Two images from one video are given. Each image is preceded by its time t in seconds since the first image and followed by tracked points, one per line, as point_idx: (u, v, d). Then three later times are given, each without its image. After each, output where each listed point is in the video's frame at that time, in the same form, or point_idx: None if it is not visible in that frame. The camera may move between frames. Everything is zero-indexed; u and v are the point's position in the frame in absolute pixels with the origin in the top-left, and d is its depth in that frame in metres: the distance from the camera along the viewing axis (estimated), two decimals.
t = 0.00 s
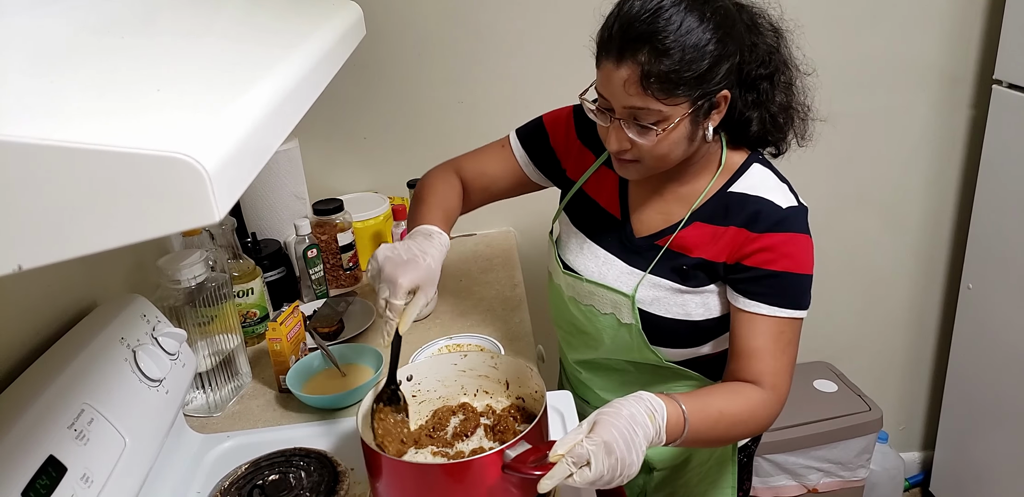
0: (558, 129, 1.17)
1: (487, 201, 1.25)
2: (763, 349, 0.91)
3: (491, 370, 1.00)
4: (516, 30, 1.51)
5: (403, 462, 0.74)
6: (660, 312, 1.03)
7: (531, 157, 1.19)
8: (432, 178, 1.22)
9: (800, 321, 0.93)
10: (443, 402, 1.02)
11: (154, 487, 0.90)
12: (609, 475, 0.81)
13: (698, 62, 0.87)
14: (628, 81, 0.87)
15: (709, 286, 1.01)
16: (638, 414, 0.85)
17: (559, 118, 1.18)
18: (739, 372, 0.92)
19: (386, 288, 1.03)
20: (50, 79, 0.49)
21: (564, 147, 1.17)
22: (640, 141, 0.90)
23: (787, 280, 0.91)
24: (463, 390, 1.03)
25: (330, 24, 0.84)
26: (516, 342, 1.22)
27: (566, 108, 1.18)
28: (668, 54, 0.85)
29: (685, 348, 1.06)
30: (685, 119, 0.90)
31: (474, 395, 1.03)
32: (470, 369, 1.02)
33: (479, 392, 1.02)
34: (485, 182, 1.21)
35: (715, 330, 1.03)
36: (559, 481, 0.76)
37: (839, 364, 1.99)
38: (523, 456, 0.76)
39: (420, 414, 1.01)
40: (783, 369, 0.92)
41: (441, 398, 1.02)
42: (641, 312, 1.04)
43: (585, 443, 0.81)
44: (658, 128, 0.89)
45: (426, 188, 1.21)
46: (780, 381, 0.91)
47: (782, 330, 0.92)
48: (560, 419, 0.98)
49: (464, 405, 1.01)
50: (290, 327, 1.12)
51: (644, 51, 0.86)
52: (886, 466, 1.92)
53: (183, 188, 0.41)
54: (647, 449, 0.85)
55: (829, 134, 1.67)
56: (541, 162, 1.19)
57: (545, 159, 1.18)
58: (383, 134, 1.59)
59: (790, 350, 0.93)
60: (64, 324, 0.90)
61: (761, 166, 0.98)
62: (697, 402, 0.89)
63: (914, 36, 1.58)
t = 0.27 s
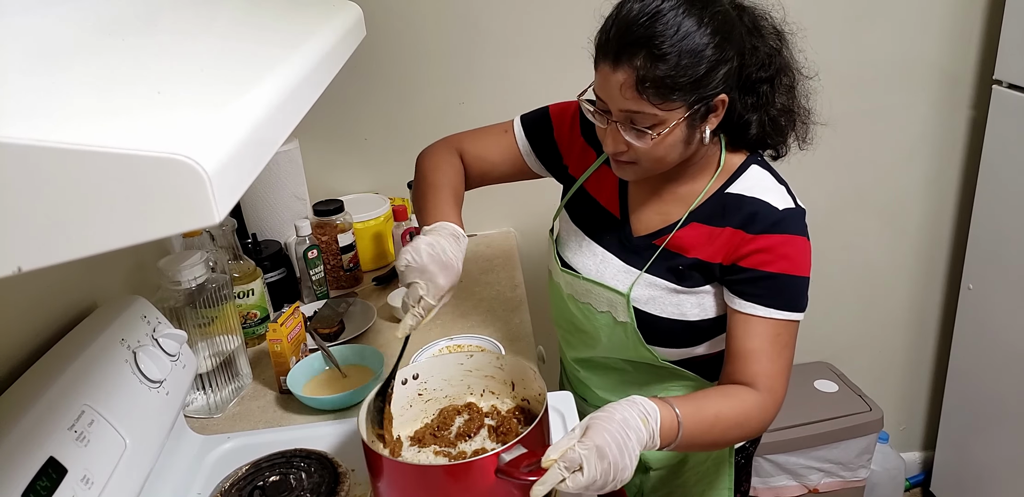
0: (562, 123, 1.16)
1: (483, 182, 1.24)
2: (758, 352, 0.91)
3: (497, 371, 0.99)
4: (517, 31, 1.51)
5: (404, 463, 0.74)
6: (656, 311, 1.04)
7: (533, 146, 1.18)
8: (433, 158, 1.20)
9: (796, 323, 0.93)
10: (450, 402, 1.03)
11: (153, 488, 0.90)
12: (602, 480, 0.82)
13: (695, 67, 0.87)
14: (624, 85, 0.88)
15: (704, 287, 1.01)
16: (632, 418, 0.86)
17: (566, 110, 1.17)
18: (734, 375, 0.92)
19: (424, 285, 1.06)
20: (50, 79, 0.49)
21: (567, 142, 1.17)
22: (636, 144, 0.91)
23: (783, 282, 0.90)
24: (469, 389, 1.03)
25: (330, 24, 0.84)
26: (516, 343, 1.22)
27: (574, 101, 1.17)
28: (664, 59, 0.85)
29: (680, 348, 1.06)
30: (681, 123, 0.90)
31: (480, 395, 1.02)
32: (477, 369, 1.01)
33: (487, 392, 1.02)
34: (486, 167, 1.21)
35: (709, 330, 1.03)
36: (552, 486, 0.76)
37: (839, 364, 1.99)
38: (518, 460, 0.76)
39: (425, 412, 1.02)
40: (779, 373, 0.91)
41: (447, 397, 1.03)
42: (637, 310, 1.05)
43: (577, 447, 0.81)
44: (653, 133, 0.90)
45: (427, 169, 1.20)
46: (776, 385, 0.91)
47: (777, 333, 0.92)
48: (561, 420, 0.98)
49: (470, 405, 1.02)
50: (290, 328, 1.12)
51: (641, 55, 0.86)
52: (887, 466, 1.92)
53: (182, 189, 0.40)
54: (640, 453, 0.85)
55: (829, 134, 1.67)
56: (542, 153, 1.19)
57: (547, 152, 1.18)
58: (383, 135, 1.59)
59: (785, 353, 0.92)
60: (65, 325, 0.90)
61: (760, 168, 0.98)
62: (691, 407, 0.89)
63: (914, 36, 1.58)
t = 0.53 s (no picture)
0: (567, 120, 1.16)
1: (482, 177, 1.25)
2: (754, 354, 0.90)
3: (502, 370, 1.00)
4: (517, 31, 1.51)
5: (405, 462, 0.75)
6: (653, 311, 1.04)
7: (537, 143, 1.18)
8: (433, 154, 1.20)
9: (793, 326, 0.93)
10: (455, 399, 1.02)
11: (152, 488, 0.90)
12: (595, 482, 0.79)
13: (697, 72, 0.86)
14: (625, 89, 0.88)
15: (701, 288, 1.01)
16: (624, 421, 0.84)
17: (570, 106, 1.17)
18: (729, 378, 0.91)
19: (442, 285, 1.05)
20: (50, 78, 0.49)
21: (571, 139, 1.17)
22: (637, 148, 0.91)
23: (780, 284, 0.90)
24: (475, 388, 1.03)
25: (331, 24, 0.84)
26: (516, 342, 1.22)
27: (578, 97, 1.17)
28: (666, 64, 0.85)
29: (674, 348, 1.06)
30: (682, 127, 0.90)
31: (485, 394, 1.03)
32: (482, 368, 1.02)
33: (491, 392, 1.03)
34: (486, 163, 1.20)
35: (705, 331, 1.03)
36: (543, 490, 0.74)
37: (839, 364, 1.99)
38: (511, 463, 0.76)
39: (430, 409, 1.02)
40: (775, 375, 0.90)
41: (453, 394, 1.02)
42: (631, 308, 1.05)
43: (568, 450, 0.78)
44: (653, 136, 0.90)
45: (429, 166, 1.19)
46: (771, 387, 0.90)
47: (775, 335, 0.91)
48: (561, 420, 0.98)
49: (474, 404, 1.02)
50: (290, 327, 1.12)
51: (642, 60, 0.86)
52: (886, 466, 1.92)
53: (182, 188, 0.40)
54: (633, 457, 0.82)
55: (830, 134, 1.67)
56: (544, 148, 1.19)
57: (549, 148, 1.19)
58: (383, 134, 1.59)
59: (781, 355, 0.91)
60: (65, 323, 0.90)
61: (760, 170, 0.98)
62: (684, 411, 0.88)
63: (914, 36, 1.58)
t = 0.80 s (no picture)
0: (562, 120, 1.16)
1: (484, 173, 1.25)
2: (751, 357, 0.90)
3: (507, 370, 0.98)
4: (517, 30, 1.51)
5: (407, 463, 0.75)
6: (652, 312, 1.04)
7: (534, 141, 1.19)
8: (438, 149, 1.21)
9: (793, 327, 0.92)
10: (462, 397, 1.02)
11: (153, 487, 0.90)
12: (588, 490, 0.79)
13: (703, 78, 0.86)
14: (631, 94, 0.87)
15: (702, 290, 1.01)
16: (621, 427, 0.84)
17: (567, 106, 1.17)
18: (727, 381, 0.91)
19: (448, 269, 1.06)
20: (51, 77, 0.49)
21: (566, 138, 1.16)
22: (641, 152, 0.91)
23: (779, 285, 0.90)
24: (480, 387, 1.02)
25: (331, 23, 0.84)
26: (516, 341, 1.22)
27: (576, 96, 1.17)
28: (673, 70, 0.85)
29: (674, 349, 1.06)
30: (687, 132, 0.90)
31: (490, 393, 1.02)
32: (487, 367, 1.01)
33: (495, 390, 1.01)
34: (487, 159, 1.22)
35: (704, 332, 1.03)
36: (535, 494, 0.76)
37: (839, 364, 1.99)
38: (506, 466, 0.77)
39: (435, 406, 1.03)
40: (773, 378, 0.90)
41: (460, 392, 1.02)
42: (632, 310, 1.05)
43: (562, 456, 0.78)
44: (659, 141, 0.90)
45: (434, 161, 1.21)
46: (768, 390, 0.89)
47: (774, 337, 0.91)
48: (562, 420, 0.98)
49: (478, 403, 1.01)
50: (292, 326, 1.12)
51: (649, 65, 0.86)
52: (886, 466, 1.92)
53: (183, 186, 0.40)
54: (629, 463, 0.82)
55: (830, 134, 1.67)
56: (541, 148, 1.19)
57: (546, 148, 1.18)
58: (384, 134, 1.59)
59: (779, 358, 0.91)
60: (66, 322, 0.90)
61: (761, 171, 0.98)
62: (681, 414, 0.87)
63: (915, 36, 1.58)
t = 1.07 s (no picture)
0: (552, 128, 1.16)
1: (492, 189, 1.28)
2: (746, 357, 0.90)
3: (514, 370, 0.98)
4: (517, 29, 1.51)
5: (409, 462, 0.75)
6: (648, 311, 1.04)
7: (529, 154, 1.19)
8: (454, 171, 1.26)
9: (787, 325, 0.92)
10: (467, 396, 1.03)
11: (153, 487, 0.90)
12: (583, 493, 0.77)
13: (698, 75, 0.86)
14: (627, 91, 0.87)
15: (698, 287, 1.01)
16: (615, 431, 0.83)
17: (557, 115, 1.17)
18: (721, 380, 0.91)
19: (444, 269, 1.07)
20: (50, 77, 0.49)
21: (556, 144, 1.16)
22: (637, 150, 0.91)
23: (774, 282, 0.90)
24: (487, 386, 1.02)
25: (331, 23, 0.84)
26: (516, 341, 1.22)
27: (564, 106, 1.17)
28: (668, 67, 0.85)
29: (672, 347, 1.06)
30: (682, 129, 0.90)
31: (497, 393, 1.02)
32: (494, 367, 1.01)
33: (503, 391, 1.01)
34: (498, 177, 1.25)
35: (700, 331, 1.03)
36: None
37: (839, 363, 1.98)
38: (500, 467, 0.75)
39: (443, 403, 1.03)
40: (767, 377, 0.90)
41: (465, 391, 1.03)
42: (629, 309, 1.05)
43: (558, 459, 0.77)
44: (654, 138, 0.90)
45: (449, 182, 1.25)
46: (762, 389, 0.89)
47: (769, 335, 0.91)
48: (562, 419, 0.98)
49: (485, 402, 1.01)
50: (291, 325, 1.12)
51: (644, 63, 0.86)
52: (887, 465, 1.92)
53: (184, 186, 0.40)
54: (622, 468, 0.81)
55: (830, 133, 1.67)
56: (535, 157, 1.19)
57: (539, 155, 1.19)
58: (385, 133, 1.59)
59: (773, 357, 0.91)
60: (66, 323, 0.90)
61: (755, 170, 0.98)
62: (676, 415, 0.87)
63: (915, 35, 1.58)
